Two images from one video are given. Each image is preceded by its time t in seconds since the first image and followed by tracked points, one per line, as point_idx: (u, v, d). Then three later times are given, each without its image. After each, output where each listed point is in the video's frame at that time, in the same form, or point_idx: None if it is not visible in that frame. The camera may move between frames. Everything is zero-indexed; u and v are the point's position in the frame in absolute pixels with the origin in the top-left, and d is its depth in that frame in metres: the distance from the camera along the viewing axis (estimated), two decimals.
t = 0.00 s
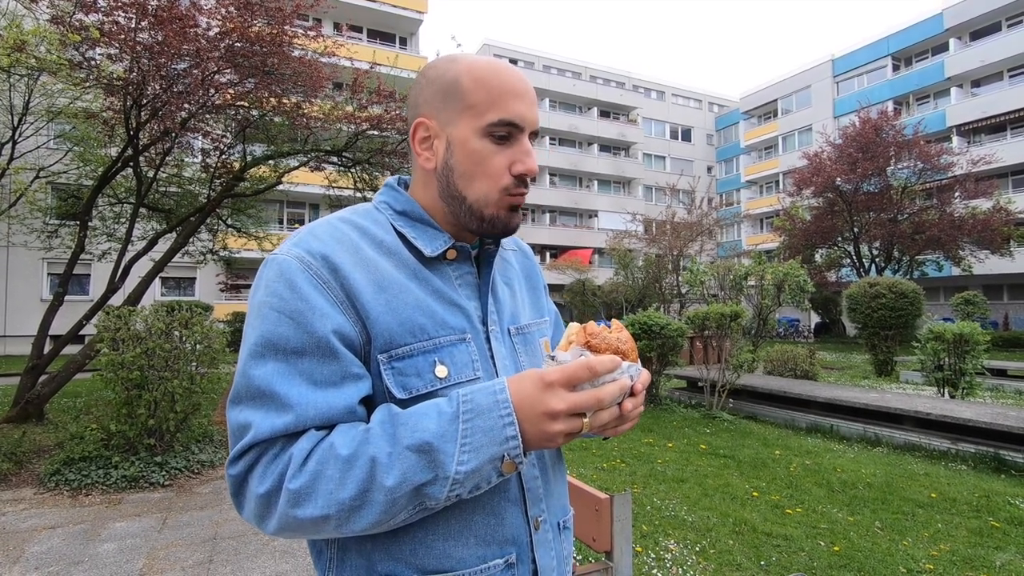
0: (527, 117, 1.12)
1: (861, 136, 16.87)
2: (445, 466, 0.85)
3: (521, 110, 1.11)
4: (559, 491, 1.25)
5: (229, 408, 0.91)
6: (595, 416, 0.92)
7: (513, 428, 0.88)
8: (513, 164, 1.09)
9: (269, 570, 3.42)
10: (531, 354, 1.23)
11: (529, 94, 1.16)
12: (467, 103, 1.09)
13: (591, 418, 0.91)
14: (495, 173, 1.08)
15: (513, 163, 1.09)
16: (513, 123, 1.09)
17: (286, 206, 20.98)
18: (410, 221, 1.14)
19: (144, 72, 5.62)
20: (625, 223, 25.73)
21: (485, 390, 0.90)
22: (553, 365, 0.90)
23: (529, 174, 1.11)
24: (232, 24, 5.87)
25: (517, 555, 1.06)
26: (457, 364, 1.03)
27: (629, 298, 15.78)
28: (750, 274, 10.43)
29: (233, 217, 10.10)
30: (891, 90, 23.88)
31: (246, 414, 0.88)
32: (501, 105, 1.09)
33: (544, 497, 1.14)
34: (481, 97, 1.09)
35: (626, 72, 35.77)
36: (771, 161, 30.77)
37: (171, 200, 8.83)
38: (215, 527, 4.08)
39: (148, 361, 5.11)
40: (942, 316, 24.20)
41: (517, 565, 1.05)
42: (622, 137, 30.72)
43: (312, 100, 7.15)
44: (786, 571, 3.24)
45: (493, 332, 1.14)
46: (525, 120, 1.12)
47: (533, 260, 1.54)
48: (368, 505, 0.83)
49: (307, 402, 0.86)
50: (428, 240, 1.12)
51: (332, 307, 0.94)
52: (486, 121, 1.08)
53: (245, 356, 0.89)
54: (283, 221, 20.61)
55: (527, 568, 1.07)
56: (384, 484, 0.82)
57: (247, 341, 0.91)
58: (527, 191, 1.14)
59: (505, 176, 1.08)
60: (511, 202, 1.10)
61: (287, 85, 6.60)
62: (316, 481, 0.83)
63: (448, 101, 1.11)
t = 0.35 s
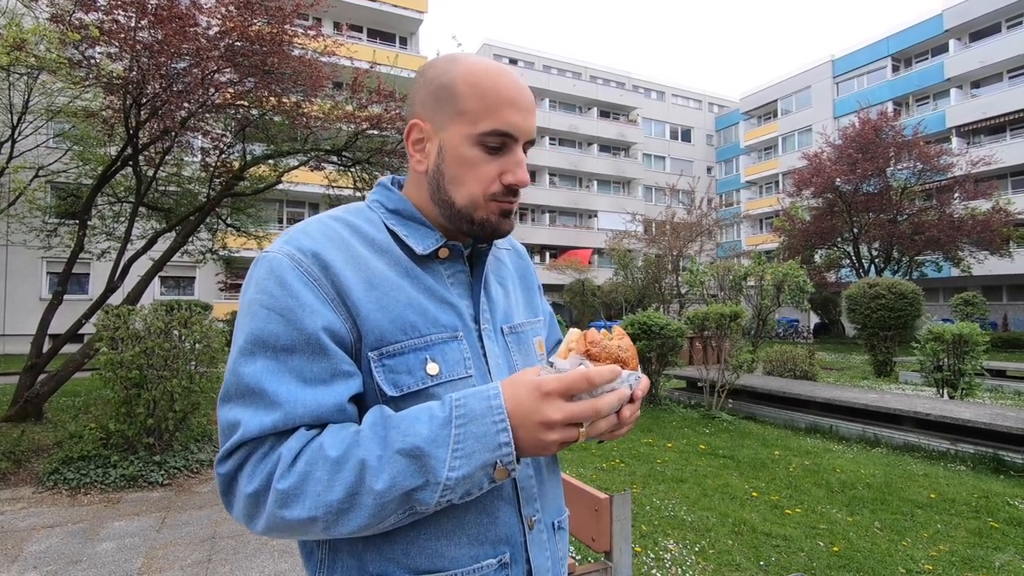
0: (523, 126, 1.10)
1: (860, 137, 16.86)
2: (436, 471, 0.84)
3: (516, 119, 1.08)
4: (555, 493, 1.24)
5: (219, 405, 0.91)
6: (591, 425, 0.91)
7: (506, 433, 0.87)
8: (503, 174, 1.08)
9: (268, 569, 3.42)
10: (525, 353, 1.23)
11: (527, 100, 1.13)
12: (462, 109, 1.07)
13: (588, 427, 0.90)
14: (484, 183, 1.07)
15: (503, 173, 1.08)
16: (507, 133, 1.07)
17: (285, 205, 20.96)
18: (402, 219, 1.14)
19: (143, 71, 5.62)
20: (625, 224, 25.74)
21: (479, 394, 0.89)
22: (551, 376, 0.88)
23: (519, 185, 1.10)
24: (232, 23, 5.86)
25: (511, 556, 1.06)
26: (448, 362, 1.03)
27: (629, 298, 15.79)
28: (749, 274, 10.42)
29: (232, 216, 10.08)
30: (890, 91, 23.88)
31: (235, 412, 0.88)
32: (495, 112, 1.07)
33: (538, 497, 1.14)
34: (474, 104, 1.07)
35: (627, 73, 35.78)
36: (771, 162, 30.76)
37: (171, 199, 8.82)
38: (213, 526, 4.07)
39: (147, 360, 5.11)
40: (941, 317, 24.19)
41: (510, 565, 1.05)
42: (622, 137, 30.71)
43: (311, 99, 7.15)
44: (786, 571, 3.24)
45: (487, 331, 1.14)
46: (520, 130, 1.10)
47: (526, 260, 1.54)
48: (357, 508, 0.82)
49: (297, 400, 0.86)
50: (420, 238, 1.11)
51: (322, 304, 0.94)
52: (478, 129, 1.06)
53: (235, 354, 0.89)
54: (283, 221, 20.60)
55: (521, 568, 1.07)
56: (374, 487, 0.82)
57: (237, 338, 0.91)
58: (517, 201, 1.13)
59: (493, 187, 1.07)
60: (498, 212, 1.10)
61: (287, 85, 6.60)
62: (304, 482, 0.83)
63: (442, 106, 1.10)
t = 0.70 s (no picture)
0: (494, 123, 1.07)
1: (859, 139, 16.86)
2: (395, 473, 0.82)
3: (486, 117, 1.06)
4: (535, 499, 1.21)
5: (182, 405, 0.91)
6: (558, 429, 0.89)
7: (468, 434, 0.85)
8: (475, 174, 1.07)
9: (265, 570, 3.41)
10: (504, 355, 1.22)
11: (500, 96, 1.11)
12: (432, 109, 1.06)
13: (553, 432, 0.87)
14: (455, 183, 1.06)
15: (475, 172, 1.06)
16: (478, 132, 1.06)
17: (284, 206, 20.97)
18: (375, 219, 1.13)
19: (142, 72, 5.62)
20: (624, 225, 25.77)
21: (441, 393, 0.87)
22: (516, 375, 0.85)
23: (492, 184, 1.08)
24: (231, 24, 5.86)
25: (482, 563, 1.03)
26: (416, 361, 1.02)
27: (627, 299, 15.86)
28: (748, 275, 10.43)
29: (231, 217, 10.06)
30: (888, 93, 23.95)
31: (196, 412, 0.88)
32: (462, 112, 1.05)
33: (515, 504, 1.11)
34: (442, 103, 1.05)
35: (625, 74, 35.82)
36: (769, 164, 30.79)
37: (169, 200, 8.82)
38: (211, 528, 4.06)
39: (145, 361, 5.11)
40: (939, 319, 24.26)
41: (480, 573, 1.02)
42: (621, 139, 30.74)
43: (310, 101, 7.14)
44: (784, 572, 3.23)
45: (460, 331, 1.13)
46: (490, 127, 1.07)
47: (514, 262, 1.54)
48: (314, 509, 0.82)
49: (256, 399, 0.86)
50: (391, 238, 1.11)
51: (287, 302, 0.94)
52: (447, 129, 1.05)
53: (197, 352, 0.89)
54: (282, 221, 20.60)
55: None
56: (329, 488, 0.81)
57: (200, 336, 0.91)
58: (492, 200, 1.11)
59: (465, 186, 1.06)
60: (472, 213, 1.09)
61: (286, 86, 6.60)
62: (260, 482, 0.82)
63: (410, 106, 1.08)
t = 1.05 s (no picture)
0: (426, 117, 1.02)
1: (858, 139, 16.84)
2: (312, 487, 0.81)
3: (417, 112, 1.01)
4: (499, 510, 1.15)
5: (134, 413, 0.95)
6: (484, 449, 0.82)
7: (386, 449, 0.82)
8: (413, 173, 1.03)
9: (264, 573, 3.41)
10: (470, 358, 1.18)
11: (434, 88, 1.05)
12: (362, 109, 1.02)
13: (478, 452, 0.81)
14: (392, 185, 1.03)
15: (410, 172, 1.03)
16: (410, 129, 1.01)
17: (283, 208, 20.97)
18: (328, 223, 1.12)
19: (140, 74, 5.60)
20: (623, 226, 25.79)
21: (365, 405, 0.85)
22: (433, 388, 0.81)
23: (430, 182, 1.04)
24: (229, 26, 5.85)
25: None
26: (358, 369, 1.00)
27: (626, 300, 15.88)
28: (747, 275, 10.44)
29: (230, 219, 10.04)
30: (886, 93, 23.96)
31: (139, 421, 0.91)
32: (391, 109, 1.01)
33: (471, 517, 1.07)
34: (370, 102, 1.01)
35: (624, 75, 35.84)
36: (768, 164, 30.81)
37: (168, 202, 8.81)
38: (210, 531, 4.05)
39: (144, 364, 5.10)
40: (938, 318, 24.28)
41: None
42: (620, 139, 30.75)
43: (308, 102, 7.14)
44: (784, 573, 3.23)
45: (413, 335, 1.10)
46: (422, 122, 1.02)
47: (498, 254, 1.46)
48: (238, 521, 0.83)
49: (188, 410, 0.87)
50: (339, 242, 1.09)
51: (226, 313, 0.94)
52: (378, 128, 1.01)
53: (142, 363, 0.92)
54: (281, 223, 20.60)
55: None
56: (249, 501, 0.81)
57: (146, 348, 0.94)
58: (436, 198, 1.07)
59: (402, 188, 1.03)
60: (415, 214, 1.06)
61: (285, 87, 6.60)
62: (189, 493, 0.84)
63: (344, 107, 1.05)
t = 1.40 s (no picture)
0: (408, 116, 1.07)
1: (863, 136, 16.73)
2: (300, 486, 0.86)
3: (399, 112, 1.07)
4: (512, 515, 1.14)
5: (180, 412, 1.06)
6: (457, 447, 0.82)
7: (362, 449, 0.85)
8: (402, 171, 1.07)
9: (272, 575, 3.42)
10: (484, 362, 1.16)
11: (417, 89, 1.11)
12: (353, 119, 1.09)
13: (450, 450, 0.81)
14: (383, 185, 1.07)
15: (400, 170, 1.07)
16: (394, 129, 1.07)
17: (287, 212, 21.06)
18: (345, 235, 1.16)
19: (146, 81, 5.64)
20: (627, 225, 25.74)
21: (350, 408, 0.88)
22: (407, 386, 0.84)
23: (420, 177, 1.07)
24: (233, 31, 5.88)
25: None
26: (363, 374, 1.03)
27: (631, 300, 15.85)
28: (752, 274, 10.40)
29: (236, 223, 10.06)
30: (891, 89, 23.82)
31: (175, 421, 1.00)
32: (375, 113, 1.07)
33: (480, 520, 1.07)
34: (358, 110, 1.08)
35: (627, 75, 35.79)
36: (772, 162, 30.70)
37: (173, 207, 8.86)
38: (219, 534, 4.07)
39: (152, 368, 5.13)
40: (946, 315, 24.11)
41: None
42: (623, 139, 30.71)
43: (312, 106, 7.17)
44: (795, 573, 3.21)
45: (423, 338, 1.11)
46: (407, 121, 1.07)
47: (522, 254, 1.42)
48: (243, 517, 0.89)
49: (209, 413, 0.94)
50: (351, 251, 1.12)
51: (245, 323, 1.00)
52: (366, 133, 1.07)
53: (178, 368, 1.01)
54: (286, 226, 20.68)
55: None
56: (248, 498, 0.87)
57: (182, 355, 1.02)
58: (430, 193, 1.10)
59: (393, 186, 1.07)
60: (410, 211, 1.08)
61: (289, 91, 6.63)
62: (206, 489, 0.92)
63: (340, 121, 1.13)
